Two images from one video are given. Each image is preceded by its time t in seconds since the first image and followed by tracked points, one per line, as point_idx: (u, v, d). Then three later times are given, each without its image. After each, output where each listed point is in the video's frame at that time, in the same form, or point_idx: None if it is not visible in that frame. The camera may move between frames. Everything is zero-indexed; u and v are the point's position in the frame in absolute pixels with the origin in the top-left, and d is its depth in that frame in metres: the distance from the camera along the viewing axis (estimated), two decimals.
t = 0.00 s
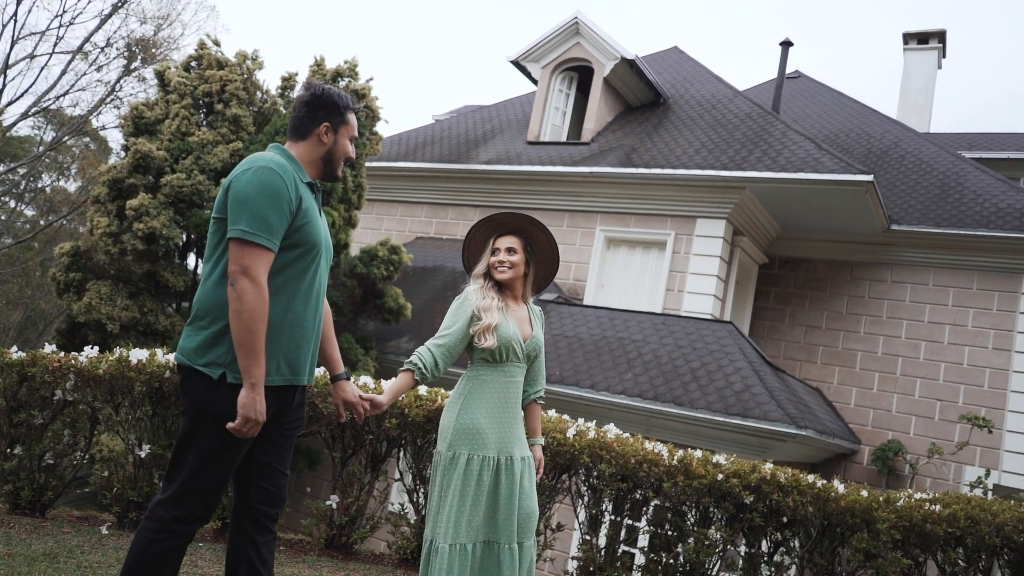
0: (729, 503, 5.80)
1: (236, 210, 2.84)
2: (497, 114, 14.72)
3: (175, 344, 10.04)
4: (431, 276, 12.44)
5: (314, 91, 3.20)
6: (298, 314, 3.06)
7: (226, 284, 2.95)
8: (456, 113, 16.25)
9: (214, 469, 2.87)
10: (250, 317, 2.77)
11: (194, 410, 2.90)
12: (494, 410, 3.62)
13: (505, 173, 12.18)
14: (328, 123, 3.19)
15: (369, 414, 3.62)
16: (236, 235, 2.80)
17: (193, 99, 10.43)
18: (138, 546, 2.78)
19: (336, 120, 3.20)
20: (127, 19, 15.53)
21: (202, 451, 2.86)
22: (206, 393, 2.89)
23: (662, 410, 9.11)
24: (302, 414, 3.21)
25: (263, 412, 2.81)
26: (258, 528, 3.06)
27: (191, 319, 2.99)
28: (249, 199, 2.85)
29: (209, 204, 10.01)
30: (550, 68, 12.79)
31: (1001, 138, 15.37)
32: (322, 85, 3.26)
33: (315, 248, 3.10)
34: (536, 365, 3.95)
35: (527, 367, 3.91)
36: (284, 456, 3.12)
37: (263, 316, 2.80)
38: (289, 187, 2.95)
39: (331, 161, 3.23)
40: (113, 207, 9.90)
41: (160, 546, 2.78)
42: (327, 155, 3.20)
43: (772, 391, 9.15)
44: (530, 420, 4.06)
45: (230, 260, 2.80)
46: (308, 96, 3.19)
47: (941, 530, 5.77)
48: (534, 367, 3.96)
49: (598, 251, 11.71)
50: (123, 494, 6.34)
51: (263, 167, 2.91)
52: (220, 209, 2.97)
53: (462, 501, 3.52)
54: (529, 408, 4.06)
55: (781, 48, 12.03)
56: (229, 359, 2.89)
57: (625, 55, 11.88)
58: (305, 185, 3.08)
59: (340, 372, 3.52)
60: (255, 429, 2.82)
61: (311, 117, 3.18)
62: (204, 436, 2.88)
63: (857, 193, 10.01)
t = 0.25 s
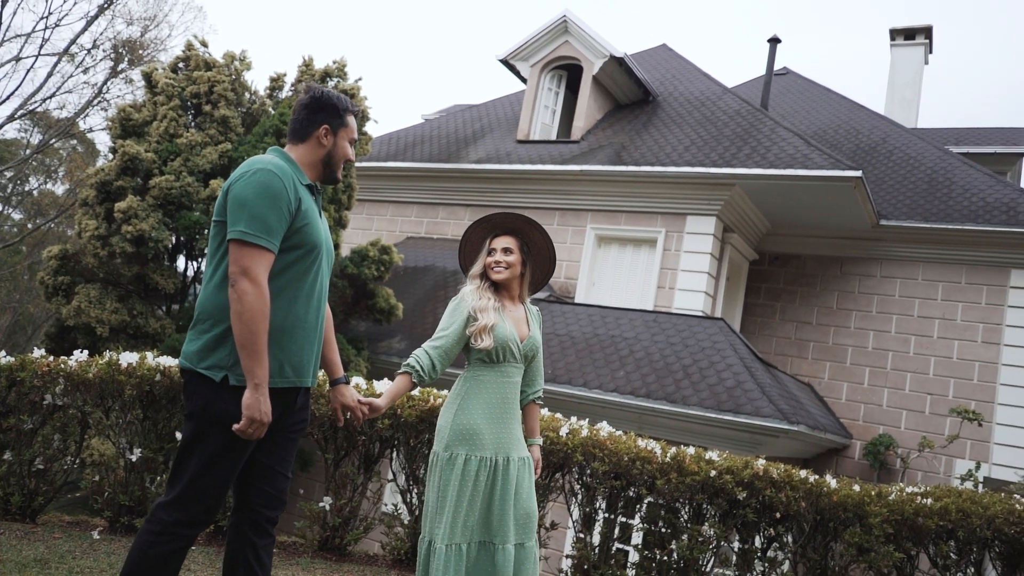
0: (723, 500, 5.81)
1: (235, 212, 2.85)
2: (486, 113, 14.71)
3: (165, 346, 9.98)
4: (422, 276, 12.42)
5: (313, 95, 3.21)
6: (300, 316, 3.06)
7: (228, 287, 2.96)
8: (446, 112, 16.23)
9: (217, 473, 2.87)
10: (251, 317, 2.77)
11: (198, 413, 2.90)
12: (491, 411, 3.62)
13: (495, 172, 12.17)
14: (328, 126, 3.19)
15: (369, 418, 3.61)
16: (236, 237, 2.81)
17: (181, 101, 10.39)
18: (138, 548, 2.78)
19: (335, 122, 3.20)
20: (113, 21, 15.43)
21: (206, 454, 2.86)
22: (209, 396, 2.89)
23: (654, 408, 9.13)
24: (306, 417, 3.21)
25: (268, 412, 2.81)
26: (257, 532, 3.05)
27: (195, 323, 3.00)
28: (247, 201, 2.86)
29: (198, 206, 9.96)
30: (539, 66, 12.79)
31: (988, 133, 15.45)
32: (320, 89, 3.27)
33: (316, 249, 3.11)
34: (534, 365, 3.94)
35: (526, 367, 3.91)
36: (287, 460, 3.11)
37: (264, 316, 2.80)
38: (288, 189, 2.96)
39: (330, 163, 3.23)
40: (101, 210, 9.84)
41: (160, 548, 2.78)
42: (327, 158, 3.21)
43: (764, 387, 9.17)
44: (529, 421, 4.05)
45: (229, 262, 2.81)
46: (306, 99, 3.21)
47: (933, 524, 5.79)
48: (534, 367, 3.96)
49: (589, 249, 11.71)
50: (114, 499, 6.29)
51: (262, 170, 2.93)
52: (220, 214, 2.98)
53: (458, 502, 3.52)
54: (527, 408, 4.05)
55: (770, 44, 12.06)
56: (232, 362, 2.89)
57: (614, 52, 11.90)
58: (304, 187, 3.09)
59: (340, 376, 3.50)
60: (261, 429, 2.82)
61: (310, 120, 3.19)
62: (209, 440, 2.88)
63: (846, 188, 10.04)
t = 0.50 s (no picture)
0: (716, 498, 5.81)
1: (234, 214, 2.84)
2: (477, 113, 14.71)
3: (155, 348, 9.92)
4: (414, 276, 12.41)
5: (312, 98, 3.21)
6: (301, 318, 3.05)
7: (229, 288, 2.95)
8: (436, 112, 16.21)
9: (222, 476, 2.86)
10: (252, 317, 2.76)
11: (200, 415, 2.89)
12: (490, 413, 3.62)
13: (486, 172, 12.16)
14: (326, 129, 3.19)
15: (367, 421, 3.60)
16: (235, 238, 2.81)
17: (170, 102, 10.35)
18: (139, 550, 2.77)
19: (333, 125, 3.19)
20: (101, 22, 15.38)
21: (210, 457, 2.85)
22: (212, 398, 2.89)
23: (646, 407, 9.14)
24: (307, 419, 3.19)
25: (274, 412, 2.80)
26: (254, 534, 3.05)
27: (196, 326, 2.99)
28: (246, 203, 2.85)
29: (188, 207, 9.92)
30: (530, 66, 12.79)
31: (977, 130, 15.52)
32: (318, 92, 3.26)
33: (316, 250, 3.10)
34: (534, 366, 3.94)
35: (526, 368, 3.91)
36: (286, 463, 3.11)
37: (266, 316, 2.80)
38: (287, 191, 2.96)
39: (330, 166, 3.22)
40: (90, 212, 9.80)
41: (161, 550, 2.77)
42: (326, 160, 3.20)
43: (756, 385, 9.19)
44: (529, 422, 4.09)
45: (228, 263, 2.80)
46: (305, 102, 3.20)
47: (925, 520, 5.80)
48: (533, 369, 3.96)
49: (581, 248, 11.72)
50: (106, 503, 6.24)
51: (260, 172, 2.92)
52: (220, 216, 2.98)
53: (455, 504, 3.53)
54: (528, 409, 4.05)
55: (759, 43, 12.10)
56: (233, 363, 2.89)
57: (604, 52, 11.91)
58: (303, 189, 3.08)
59: (340, 379, 3.48)
60: (268, 430, 2.81)
61: (309, 123, 3.18)
62: (214, 441, 2.86)
63: (836, 186, 10.08)
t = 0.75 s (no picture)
0: (710, 496, 5.81)
1: (233, 217, 2.84)
2: (468, 113, 14.70)
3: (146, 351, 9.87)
4: (406, 276, 12.40)
5: (310, 101, 3.20)
6: (303, 319, 3.04)
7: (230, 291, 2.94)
8: (427, 113, 16.20)
9: (226, 479, 2.86)
10: (255, 318, 2.74)
11: (204, 418, 2.89)
12: (491, 415, 3.63)
13: (478, 172, 12.14)
14: (324, 131, 3.18)
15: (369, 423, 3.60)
16: (234, 241, 2.80)
17: (160, 104, 10.32)
18: (142, 553, 2.75)
19: (332, 127, 3.18)
20: (89, 24, 15.32)
21: (215, 460, 2.85)
22: (215, 401, 2.88)
23: (639, 405, 9.15)
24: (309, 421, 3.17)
25: (282, 412, 2.78)
26: (252, 538, 3.05)
27: (198, 329, 2.98)
28: (245, 205, 2.85)
29: (178, 209, 9.88)
30: (520, 66, 12.79)
31: (966, 128, 15.60)
32: (316, 94, 3.26)
33: (316, 252, 3.09)
34: (535, 367, 3.94)
35: (527, 369, 3.91)
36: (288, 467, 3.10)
37: (268, 317, 2.78)
38: (286, 193, 2.95)
39: (329, 169, 3.21)
40: (79, 214, 9.75)
41: (166, 554, 2.75)
42: (325, 163, 3.19)
43: (748, 383, 9.21)
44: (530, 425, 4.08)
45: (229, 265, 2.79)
46: (303, 105, 3.19)
47: (917, 516, 5.82)
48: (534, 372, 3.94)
49: (573, 247, 11.72)
50: (97, 507, 6.20)
51: (259, 175, 2.92)
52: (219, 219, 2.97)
53: (455, 506, 3.52)
54: (529, 412, 4.06)
55: (749, 42, 12.13)
56: (236, 365, 2.88)
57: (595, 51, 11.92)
58: (302, 192, 3.07)
59: (342, 382, 3.48)
60: (277, 430, 2.80)
61: (307, 126, 3.17)
62: (218, 444, 2.86)
63: (827, 184, 10.11)
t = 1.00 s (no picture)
0: (705, 494, 5.82)
1: (232, 220, 2.83)
2: (461, 113, 14.70)
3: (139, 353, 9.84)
4: (400, 277, 12.39)
5: (308, 103, 3.19)
6: (305, 321, 3.03)
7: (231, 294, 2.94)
8: (420, 113, 16.19)
9: (231, 483, 2.84)
10: (256, 320, 2.74)
11: (209, 421, 2.88)
12: (493, 416, 3.63)
13: (471, 172, 12.13)
14: (323, 134, 3.17)
15: (373, 425, 3.60)
16: (233, 243, 2.79)
17: (152, 105, 10.29)
18: (148, 556, 2.76)
19: (330, 129, 3.17)
20: (80, 25, 15.27)
21: (221, 463, 2.83)
22: (219, 403, 2.87)
23: (634, 404, 9.16)
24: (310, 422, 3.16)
25: (290, 411, 2.78)
26: (251, 539, 3.03)
27: (201, 332, 2.98)
28: (244, 208, 2.84)
29: (170, 210, 9.84)
30: (513, 65, 12.79)
31: (957, 125, 15.65)
32: (314, 97, 3.25)
33: (316, 254, 3.08)
34: (539, 367, 3.93)
35: (530, 370, 3.91)
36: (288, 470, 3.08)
37: (270, 318, 2.77)
38: (285, 195, 2.95)
39: (328, 171, 3.20)
40: (71, 216, 9.72)
41: (170, 558, 2.76)
42: (323, 165, 3.18)
43: (742, 381, 9.23)
44: (535, 426, 4.08)
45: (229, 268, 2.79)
46: (301, 108, 3.18)
47: (911, 512, 5.83)
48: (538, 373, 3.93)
49: (567, 247, 11.72)
50: (91, 510, 6.17)
51: (258, 178, 2.91)
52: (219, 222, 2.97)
53: (458, 507, 3.51)
54: (532, 412, 4.06)
55: (741, 40, 12.15)
56: (239, 367, 2.87)
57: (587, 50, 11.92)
58: (301, 194, 3.07)
59: (345, 384, 3.48)
60: (286, 430, 2.79)
61: (305, 129, 3.17)
62: (223, 448, 2.85)
63: (819, 182, 10.13)
